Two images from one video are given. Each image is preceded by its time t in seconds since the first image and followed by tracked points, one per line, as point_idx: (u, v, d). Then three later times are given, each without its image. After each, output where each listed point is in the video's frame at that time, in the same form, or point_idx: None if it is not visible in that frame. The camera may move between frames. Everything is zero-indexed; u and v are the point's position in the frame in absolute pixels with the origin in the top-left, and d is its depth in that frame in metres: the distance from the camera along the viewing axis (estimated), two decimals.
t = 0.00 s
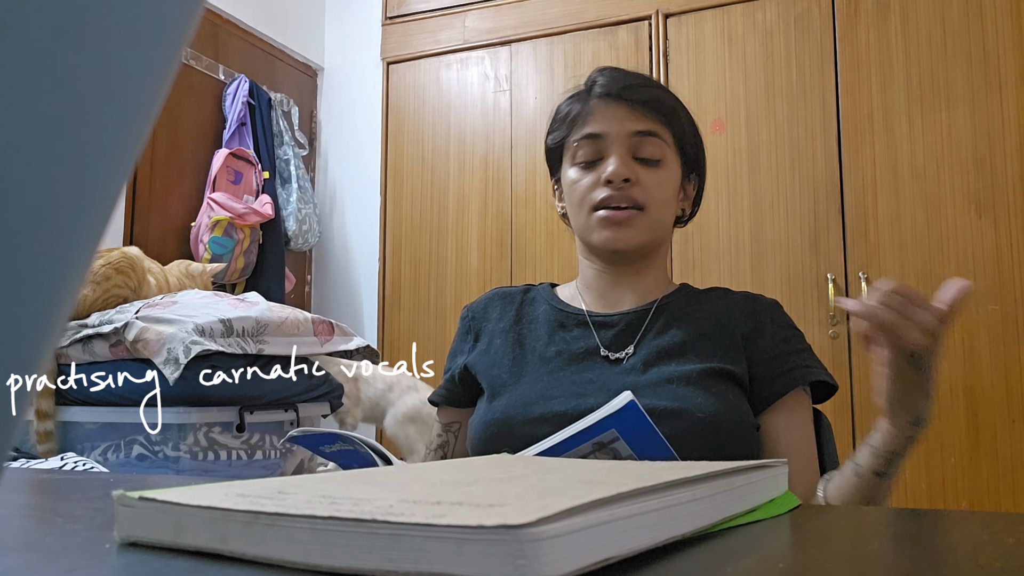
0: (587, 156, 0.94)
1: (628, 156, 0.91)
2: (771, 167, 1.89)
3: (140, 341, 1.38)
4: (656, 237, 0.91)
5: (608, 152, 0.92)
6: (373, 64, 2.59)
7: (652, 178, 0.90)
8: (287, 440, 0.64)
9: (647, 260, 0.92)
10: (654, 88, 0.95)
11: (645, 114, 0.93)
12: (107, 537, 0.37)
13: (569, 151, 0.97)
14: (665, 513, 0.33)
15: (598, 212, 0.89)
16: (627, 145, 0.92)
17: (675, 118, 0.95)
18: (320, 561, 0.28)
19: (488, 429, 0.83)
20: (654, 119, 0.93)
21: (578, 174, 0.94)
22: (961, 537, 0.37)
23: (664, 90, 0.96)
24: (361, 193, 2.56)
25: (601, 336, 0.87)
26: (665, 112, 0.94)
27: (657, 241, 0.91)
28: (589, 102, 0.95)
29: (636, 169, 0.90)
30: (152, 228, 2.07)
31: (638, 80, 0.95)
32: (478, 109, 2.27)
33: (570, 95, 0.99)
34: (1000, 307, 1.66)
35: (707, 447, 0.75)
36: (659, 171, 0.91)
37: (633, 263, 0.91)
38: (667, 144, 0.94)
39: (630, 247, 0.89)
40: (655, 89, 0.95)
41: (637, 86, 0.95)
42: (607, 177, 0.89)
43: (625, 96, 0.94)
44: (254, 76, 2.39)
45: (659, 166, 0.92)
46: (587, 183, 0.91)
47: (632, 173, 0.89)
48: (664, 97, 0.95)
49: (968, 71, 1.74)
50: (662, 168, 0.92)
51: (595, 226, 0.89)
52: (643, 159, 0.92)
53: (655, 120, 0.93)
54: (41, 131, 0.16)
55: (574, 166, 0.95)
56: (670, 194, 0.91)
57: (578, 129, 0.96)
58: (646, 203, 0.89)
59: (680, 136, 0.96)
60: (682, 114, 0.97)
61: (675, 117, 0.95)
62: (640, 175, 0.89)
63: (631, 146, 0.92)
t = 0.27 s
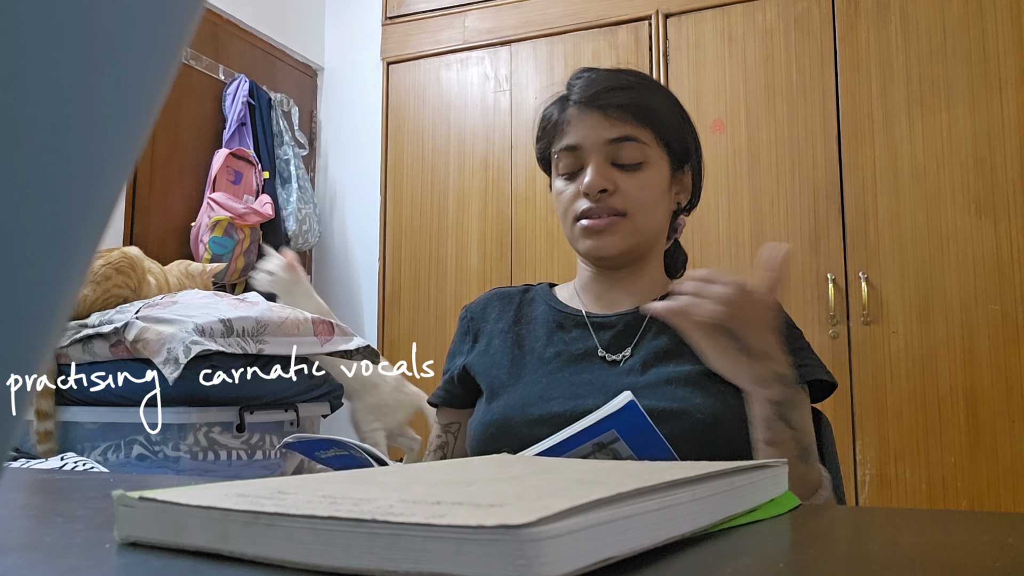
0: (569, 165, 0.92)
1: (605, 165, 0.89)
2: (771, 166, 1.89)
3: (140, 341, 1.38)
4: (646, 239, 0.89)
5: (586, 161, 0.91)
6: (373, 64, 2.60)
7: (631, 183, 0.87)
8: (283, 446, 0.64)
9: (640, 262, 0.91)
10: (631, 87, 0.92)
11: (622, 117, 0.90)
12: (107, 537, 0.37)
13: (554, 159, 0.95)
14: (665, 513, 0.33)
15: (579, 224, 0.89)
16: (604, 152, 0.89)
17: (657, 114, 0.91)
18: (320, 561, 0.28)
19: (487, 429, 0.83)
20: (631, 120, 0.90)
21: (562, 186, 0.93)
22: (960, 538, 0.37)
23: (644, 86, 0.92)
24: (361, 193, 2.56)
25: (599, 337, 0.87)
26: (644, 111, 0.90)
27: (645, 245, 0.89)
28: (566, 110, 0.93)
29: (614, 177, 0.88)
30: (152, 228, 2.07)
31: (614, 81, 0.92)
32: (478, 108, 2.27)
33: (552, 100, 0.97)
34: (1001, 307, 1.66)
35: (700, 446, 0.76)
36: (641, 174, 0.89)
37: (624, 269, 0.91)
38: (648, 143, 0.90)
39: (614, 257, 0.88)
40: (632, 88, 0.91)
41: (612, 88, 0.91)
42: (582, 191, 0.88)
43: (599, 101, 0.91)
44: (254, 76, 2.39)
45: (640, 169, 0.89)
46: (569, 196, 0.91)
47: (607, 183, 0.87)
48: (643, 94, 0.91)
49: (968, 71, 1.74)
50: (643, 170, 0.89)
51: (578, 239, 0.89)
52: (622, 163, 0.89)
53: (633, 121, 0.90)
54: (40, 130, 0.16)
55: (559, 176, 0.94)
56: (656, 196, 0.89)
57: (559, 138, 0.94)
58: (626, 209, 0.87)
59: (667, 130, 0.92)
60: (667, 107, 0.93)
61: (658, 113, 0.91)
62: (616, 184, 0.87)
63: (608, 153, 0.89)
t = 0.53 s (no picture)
0: (549, 184, 0.90)
1: (583, 185, 0.86)
2: (771, 166, 1.89)
3: (141, 338, 1.38)
4: (635, 249, 0.89)
5: (565, 181, 0.88)
6: (373, 65, 2.60)
7: (612, 201, 0.85)
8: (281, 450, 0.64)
9: (632, 269, 0.91)
10: (602, 97, 0.87)
11: (595, 132, 0.86)
12: (107, 538, 0.37)
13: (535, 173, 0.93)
14: (665, 513, 0.33)
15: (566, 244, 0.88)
16: (581, 172, 0.87)
17: (633, 121, 0.87)
18: (320, 561, 0.28)
19: (487, 431, 0.83)
20: (605, 134, 0.86)
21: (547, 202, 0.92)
22: (959, 537, 0.37)
23: (617, 92, 0.88)
24: (360, 193, 2.56)
25: (597, 339, 0.87)
26: (619, 123, 0.86)
27: (634, 254, 0.89)
28: (539, 125, 0.90)
29: (594, 197, 0.86)
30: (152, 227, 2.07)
31: (584, 93, 0.87)
32: (478, 109, 2.27)
33: (526, 110, 0.93)
34: (1000, 307, 1.66)
35: (703, 446, 0.75)
36: (621, 189, 0.86)
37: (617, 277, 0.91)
38: (626, 154, 0.87)
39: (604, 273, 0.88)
40: (604, 97, 0.87)
41: (583, 101, 0.87)
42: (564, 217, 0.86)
43: (570, 117, 0.87)
44: (255, 76, 2.39)
45: (621, 185, 0.86)
46: (553, 215, 0.90)
47: (588, 207, 0.85)
48: (616, 103, 0.87)
49: (968, 71, 1.74)
50: (623, 184, 0.86)
51: (567, 258, 0.90)
52: (601, 180, 0.87)
53: (608, 134, 0.86)
54: (40, 130, 0.16)
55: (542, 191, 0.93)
56: (640, 207, 0.87)
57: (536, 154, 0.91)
58: (610, 228, 0.86)
59: (645, 135, 0.88)
60: (644, 110, 0.88)
61: (633, 120, 0.87)
62: (598, 205, 0.85)
63: (586, 171, 0.86)
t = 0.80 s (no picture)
0: (540, 193, 0.90)
1: (574, 194, 0.86)
2: (770, 166, 1.89)
3: (140, 340, 1.38)
4: (630, 255, 0.89)
5: (555, 191, 0.88)
6: (373, 65, 2.60)
7: (604, 210, 0.86)
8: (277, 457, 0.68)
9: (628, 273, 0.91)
10: (589, 105, 0.86)
11: (584, 141, 0.86)
12: (107, 538, 0.37)
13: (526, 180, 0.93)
14: (665, 513, 0.33)
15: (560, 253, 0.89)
16: (571, 182, 0.87)
17: (622, 127, 0.87)
18: (320, 561, 0.28)
19: (486, 433, 0.83)
20: (593, 142, 0.86)
21: (539, 211, 0.92)
22: (961, 537, 0.37)
23: (604, 99, 0.87)
24: (360, 193, 2.56)
25: (596, 340, 0.87)
26: (607, 130, 0.86)
27: (630, 259, 0.89)
28: (528, 134, 0.89)
29: (585, 206, 0.86)
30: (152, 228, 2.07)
31: (572, 101, 0.87)
32: (478, 109, 2.27)
33: (515, 116, 0.93)
34: (1000, 307, 1.66)
35: (703, 450, 0.75)
36: (613, 196, 0.86)
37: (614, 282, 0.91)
38: (616, 161, 0.86)
39: (600, 280, 0.89)
40: (592, 105, 0.87)
41: (570, 110, 0.86)
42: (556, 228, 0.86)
43: (558, 126, 0.86)
44: (254, 76, 2.39)
45: (612, 192, 0.86)
46: (547, 225, 0.90)
47: (580, 217, 0.85)
48: (604, 110, 0.87)
49: (968, 71, 1.74)
50: (615, 191, 0.86)
51: (562, 266, 0.90)
52: (592, 189, 0.86)
53: (597, 142, 0.86)
54: (38, 130, 0.16)
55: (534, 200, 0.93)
56: (632, 214, 0.87)
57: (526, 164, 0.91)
58: (603, 236, 0.86)
59: (635, 140, 0.88)
60: (632, 115, 0.88)
61: (622, 126, 0.87)
62: (590, 214, 0.85)
63: (577, 180, 0.86)
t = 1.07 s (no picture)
0: (543, 190, 0.90)
1: (577, 191, 0.86)
2: (771, 166, 1.89)
3: (140, 343, 1.39)
4: (631, 254, 0.89)
5: (558, 188, 0.88)
6: (373, 65, 2.60)
7: (607, 207, 0.85)
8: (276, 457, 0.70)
9: (629, 272, 0.91)
10: (594, 103, 0.87)
11: (588, 138, 0.86)
12: (107, 538, 0.37)
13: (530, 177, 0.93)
14: (665, 513, 0.33)
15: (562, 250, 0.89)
16: (574, 179, 0.87)
17: (626, 125, 0.87)
18: (319, 561, 0.28)
19: (486, 433, 0.83)
20: (598, 140, 0.86)
21: (541, 208, 0.92)
22: (961, 537, 0.37)
23: (609, 97, 0.87)
24: (360, 193, 2.56)
25: (596, 340, 0.87)
26: (611, 128, 0.86)
27: (630, 259, 0.89)
28: (533, 130, 0.89)
29: (588, 203, 0.86)
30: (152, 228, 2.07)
31: (577, 98, 0.87)
32: (478, 109, 2.27)
33: (519, 113, 0.93)
34: (1000, 307, 1.66)
35: (703, 452, 0.75)
36: (615, 195, 0.86)
37: (613, 281, 0.91)
38: (620, 159, 0.87)
39: (600, 279, 0.89)
40: (597, 103, 0.87)
41: (576, 107, 0.87)
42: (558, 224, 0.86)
43: (563, 123, 0.87)
44: (254, 76, 2.39)
45: (615, 190, 0.86)
46: (548, 222, 0.90)
47: (582, 214, 0.85)
48: (609, 108, 0.87)
49: (968, 71, 1.74)
50: (618, 189, 0.86)
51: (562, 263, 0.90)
52: (595, 187, 0.87)
53: (602, 139, 0.86)
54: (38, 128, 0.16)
55: (536, 197, 0.93)
56: (635, 213, 0.87)
57: (529, 160, 0.91)
58: (605, 234, 0.86)
59: (639, 140, 0.88)
60: (637, 115, 0.88)
61: (626, 125, 0.87)
62: (592, 212, 0.85)
63: (580, 177, 0.86)
